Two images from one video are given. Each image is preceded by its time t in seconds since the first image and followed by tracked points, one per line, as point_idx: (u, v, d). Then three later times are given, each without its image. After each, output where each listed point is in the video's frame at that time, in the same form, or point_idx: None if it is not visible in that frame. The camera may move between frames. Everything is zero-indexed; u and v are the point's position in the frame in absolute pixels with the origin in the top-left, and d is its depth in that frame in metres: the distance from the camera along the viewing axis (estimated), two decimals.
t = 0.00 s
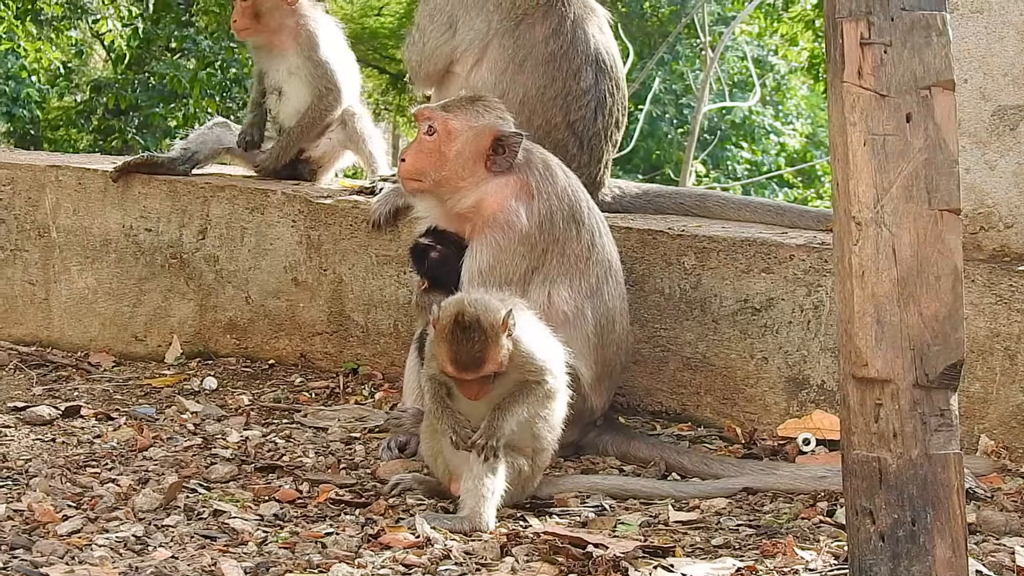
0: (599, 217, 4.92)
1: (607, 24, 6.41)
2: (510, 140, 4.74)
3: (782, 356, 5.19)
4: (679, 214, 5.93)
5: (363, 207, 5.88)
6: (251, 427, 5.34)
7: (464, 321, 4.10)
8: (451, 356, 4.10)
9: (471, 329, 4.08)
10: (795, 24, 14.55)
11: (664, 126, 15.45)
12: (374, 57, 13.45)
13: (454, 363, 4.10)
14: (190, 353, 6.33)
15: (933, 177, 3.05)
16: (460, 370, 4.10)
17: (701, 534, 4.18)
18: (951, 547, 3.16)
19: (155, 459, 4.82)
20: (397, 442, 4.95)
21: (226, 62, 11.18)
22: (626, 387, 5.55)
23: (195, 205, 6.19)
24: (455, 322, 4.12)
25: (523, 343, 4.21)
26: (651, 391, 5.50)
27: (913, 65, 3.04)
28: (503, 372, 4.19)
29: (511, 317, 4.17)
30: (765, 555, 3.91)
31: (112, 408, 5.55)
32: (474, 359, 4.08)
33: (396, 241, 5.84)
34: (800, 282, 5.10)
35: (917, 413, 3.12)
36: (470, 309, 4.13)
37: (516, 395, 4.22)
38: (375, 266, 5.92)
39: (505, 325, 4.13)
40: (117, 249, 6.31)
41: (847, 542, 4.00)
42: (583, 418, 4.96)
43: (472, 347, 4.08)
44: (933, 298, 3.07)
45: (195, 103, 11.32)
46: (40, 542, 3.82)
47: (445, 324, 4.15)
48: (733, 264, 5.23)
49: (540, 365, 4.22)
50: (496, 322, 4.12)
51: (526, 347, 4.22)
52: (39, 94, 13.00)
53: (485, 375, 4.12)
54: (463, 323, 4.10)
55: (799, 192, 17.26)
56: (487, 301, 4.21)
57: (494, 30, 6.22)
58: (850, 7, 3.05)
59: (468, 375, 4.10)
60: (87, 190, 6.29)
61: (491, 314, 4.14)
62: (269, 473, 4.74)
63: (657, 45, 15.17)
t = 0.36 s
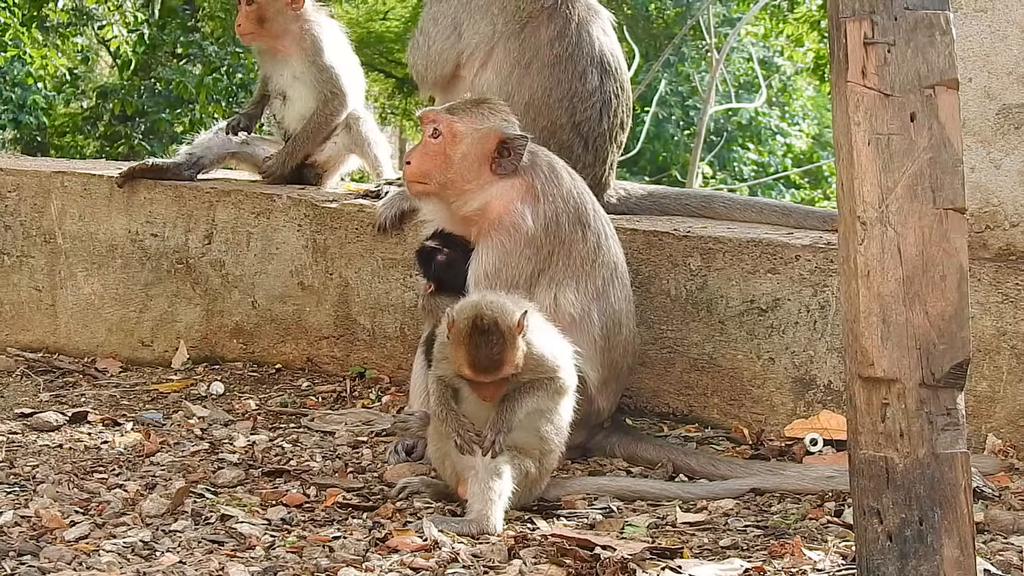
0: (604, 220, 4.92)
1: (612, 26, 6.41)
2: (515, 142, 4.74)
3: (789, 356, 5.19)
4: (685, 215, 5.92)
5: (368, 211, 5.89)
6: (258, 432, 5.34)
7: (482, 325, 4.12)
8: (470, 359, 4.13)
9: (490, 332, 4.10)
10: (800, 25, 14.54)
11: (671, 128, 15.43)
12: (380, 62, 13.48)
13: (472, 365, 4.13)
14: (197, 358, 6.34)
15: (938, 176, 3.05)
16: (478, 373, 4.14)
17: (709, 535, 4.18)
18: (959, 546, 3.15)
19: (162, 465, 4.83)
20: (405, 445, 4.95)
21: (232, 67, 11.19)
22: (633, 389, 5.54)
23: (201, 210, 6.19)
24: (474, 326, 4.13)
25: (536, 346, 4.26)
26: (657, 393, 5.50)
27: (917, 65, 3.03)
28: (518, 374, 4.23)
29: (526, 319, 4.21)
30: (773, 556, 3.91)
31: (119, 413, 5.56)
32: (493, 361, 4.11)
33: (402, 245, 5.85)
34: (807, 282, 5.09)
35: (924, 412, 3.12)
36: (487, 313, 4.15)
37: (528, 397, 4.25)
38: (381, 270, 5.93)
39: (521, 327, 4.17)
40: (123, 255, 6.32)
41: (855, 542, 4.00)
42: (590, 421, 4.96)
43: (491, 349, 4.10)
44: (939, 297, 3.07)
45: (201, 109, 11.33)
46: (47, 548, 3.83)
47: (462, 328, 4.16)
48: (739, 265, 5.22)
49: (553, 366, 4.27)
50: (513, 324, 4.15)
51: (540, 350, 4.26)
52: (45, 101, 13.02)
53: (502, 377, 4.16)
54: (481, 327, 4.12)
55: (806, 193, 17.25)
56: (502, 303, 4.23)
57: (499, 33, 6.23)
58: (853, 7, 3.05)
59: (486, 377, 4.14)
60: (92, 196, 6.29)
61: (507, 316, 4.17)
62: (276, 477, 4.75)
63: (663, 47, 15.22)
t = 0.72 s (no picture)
0: (611, 225, 4.93)
1: (618, 32, 6.42)
2: (520, 148, 4.74)
3: (795, 362, 5.19)
4: (691, 221, 5.92)
5: (374, 217, 5.90)
6: (265, 438, 5.35)
7: (517, 326, 4.12)
8: (500, 359, 4.09)
9: (524, 333, 4.10)
10: (807, 30, 14.55)
11: (678, 133, 15.42)
12: (387, 67, 13.51)
13: (500, 365, 4.09)
14: (203, 364, 6.35)
15: (944, 181, 3.05)
16: (506, 374, 4.10)
17: (715, 540, 4.17)
18: (965, 551, 3.15)
19: (169, 471, 4.84)
20: (411, 451, 4.95)
21: (238, 73, 11.22)
22: (639, 394, 5.54)
23: (207, 216, 6.21)
24: (508, 325, 4.11)
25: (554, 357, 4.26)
26: (664, 398, 5.50)
27: (923, 69, 3.04)
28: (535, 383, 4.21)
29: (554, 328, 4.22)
30: (779, 561, 3.91)
31: (126, 419, 5.57)
32: (523, 363, 4.08)
33: (408, 251, 5.86)
34: (812, 287, 5.10)
35: (930, 417, 3.11)
36: (523, 314, 4.15)
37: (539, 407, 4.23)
38: (388, 275, 5.94)
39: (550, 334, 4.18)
40: (130, 261, 6.34)
41: (862, 547, 4.00)
42: (596, 426, 4.96)
43: (523, 351, 4.09)
44: (945, 302, 3.07)
45: (208, 115, 11.34)
46: (53, 554, 3.84)
47: (495, 326, 4.13)
48: (745, 270, 5.22)
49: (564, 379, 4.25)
50: (545, 330, 4.16)
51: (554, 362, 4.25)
52: (51, 107, 13.05)
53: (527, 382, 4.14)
54: (516, 327, 4.11)
55: (813, 198, 17.24)
56: (534, 308, 4.24)
57: (505, 40, 6.24)
58: (859, 12, 3.06)
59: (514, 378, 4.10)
60: (98, 203, 6.31)
61: (539, 321, 4.17)
62: (282, 483, 4.75)
63: (670, 52, 15.27)
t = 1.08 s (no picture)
0: (614, 227, 4.93)
1: (623, 35, 6.42)
2: (522, 149, 4.75)
3: (799, 364, 5.18)
4: (695, 223, 5.92)
5: (378, 219, 5.90)
6: (269, 439, 5.36)
7: (525, 327, 4.11)
8: (506, 359, 4.10)
9: (531, 335, 4.09)
10: (811, 33, 14.54)
11: (681, 136, 15.39)
12: (391, 70, 13.52)
13: (506, 365, 4.10)
14: (207, 365, 6.36)
15: (948, 183, 3.05)
16: (511, 374, 4.11)
17: (719, 543, 4.17)
18: (969, 553, 3.15)
19: (172, 472, 4.84)
20: (414, 453, 4.96)
21: (242, 76, 11.23)
22: (643, 396, 5.54)
23: (211, 218, 6.21)
24: (515, 327, 4.11)
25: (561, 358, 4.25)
26: (667, 401, 5.50)
27: (927, 71, 3.04)
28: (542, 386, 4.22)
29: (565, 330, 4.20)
30: (783, 563, 3.92)
31: (129, 421, 5.57)
32: (528, 365, 4.09)
33: (412, 253, 5.86)
34: (816, 290, 5.10)
35: (934, 419, 3.11)
36: (531, 316, 4.14)
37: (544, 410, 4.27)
38: (391, 277, 5.95)
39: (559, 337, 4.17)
40: (133, 262, 6.34)
41: (865, 550, 4.00)
42: (600, 428, 4.96)
43: (529, 353, 4.08)
44: (949, 304, 3.07)
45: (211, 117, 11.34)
46: (56, 555, 3.84)
47: (503, 327, 4.14)
48: (749, 272, 5.22)
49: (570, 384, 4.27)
50: (554, 332, 4.14)
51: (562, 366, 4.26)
52: (55, 109, 13.06)
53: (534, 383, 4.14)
54: (523, 328, 4.10)
55: (817, 202, 17.22)
56: (544, 310, 4.23)
57: (510, 41, 6.25)
58: (863, 14, 3.06)
59: (518, 380, 4.11)
60: (102, 204, 6.31)
61: (549, 323, 4.16)
62: (286, 485, 4.75)
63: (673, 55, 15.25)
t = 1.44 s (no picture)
0: (618, 225, 4.93)
1: (629, 34, 6.42)
2: (522, 147, 4.74)
3: (804, 362, 5.18)
4: (699, 221, 5.92)
5: (383, 218, 5.91)
6: (273, 439, 5.36)
7: (527, 329, 4.09)
8: (509, 361, 4.07)
9: (533, 337, 4.07)
10: (815, 33, 14.53)
11: (685, 136, 15.37)
12: (395, 70, 13.52)
13: (510, 366, 4.08)
14: (211, 366, 6.37)
15: (952, 180, 3.05)
16: (515, 376, 4.08)
17: (724, 541, 4.17)
18: (974, 551, 3.15)
19: (177, 472, 4.84)
20: (419, 452, 4.96)
21: (246, 76, 11.23)
22: (648, 394, 5.54)
23: (215, 218, 6.22)
24: (518, 328, 4.09)
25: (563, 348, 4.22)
26: (672, 399, 5.50)
27: (931, 69, 3.04)
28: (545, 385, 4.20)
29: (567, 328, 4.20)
30: (789, 561, 3.91)
31: (134, 421, 5.58)
32: (531, 367, 4.05)
33: (416, 252, 5.87)
34: (821, 288, 5.09)
35: (939, 416, 3.11)
36: (534, 318, 4.12)
37: (547, 404, 4.23)
38: (396, 277, 5.95)
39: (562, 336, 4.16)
40: (138, 263, 6.35)
41: (871, 548, 4.00)
42: (605, 427, 4.96)
43: (532, 354, 4.06)
44: (954, 301, 3.07)
45: (215, 118, 11.34)
46: (61, 556, 3.85)
47: (507, 328, 4.13)
48: (753, 271, 5.22)
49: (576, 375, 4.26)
50: (556, 332, 4.13)
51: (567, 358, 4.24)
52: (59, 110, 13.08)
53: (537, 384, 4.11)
54: (525, 330, 4.08)
55: (822, 201, 17.21)
56: (546, 309, 4.22)
57: (517, 38, 6.22)
58: (867, 12, 3.06)
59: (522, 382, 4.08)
60: (106, 205, 6.32)
61: (550, 323, 4.14)
62: (291, 484, 4.76)
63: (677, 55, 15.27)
